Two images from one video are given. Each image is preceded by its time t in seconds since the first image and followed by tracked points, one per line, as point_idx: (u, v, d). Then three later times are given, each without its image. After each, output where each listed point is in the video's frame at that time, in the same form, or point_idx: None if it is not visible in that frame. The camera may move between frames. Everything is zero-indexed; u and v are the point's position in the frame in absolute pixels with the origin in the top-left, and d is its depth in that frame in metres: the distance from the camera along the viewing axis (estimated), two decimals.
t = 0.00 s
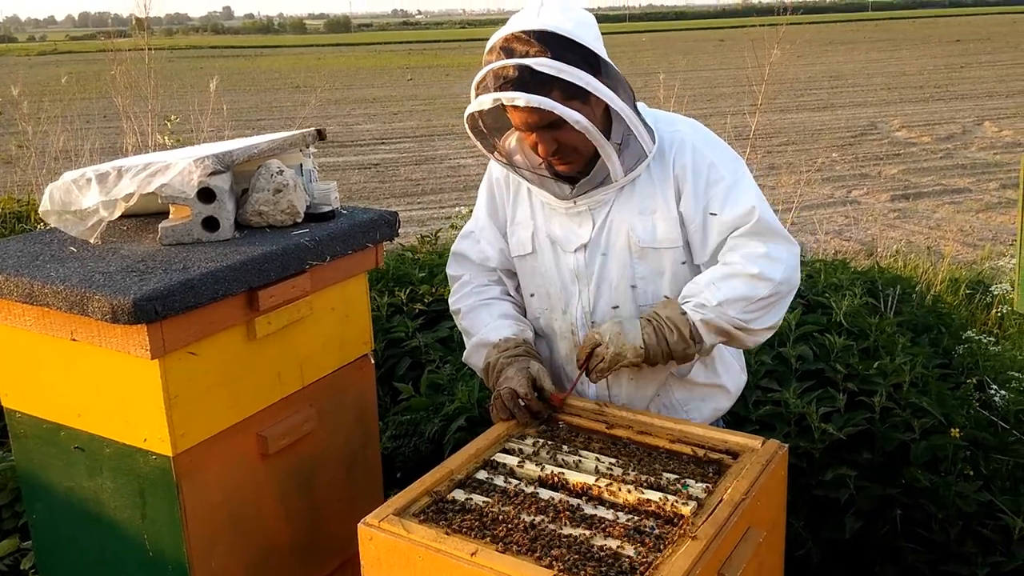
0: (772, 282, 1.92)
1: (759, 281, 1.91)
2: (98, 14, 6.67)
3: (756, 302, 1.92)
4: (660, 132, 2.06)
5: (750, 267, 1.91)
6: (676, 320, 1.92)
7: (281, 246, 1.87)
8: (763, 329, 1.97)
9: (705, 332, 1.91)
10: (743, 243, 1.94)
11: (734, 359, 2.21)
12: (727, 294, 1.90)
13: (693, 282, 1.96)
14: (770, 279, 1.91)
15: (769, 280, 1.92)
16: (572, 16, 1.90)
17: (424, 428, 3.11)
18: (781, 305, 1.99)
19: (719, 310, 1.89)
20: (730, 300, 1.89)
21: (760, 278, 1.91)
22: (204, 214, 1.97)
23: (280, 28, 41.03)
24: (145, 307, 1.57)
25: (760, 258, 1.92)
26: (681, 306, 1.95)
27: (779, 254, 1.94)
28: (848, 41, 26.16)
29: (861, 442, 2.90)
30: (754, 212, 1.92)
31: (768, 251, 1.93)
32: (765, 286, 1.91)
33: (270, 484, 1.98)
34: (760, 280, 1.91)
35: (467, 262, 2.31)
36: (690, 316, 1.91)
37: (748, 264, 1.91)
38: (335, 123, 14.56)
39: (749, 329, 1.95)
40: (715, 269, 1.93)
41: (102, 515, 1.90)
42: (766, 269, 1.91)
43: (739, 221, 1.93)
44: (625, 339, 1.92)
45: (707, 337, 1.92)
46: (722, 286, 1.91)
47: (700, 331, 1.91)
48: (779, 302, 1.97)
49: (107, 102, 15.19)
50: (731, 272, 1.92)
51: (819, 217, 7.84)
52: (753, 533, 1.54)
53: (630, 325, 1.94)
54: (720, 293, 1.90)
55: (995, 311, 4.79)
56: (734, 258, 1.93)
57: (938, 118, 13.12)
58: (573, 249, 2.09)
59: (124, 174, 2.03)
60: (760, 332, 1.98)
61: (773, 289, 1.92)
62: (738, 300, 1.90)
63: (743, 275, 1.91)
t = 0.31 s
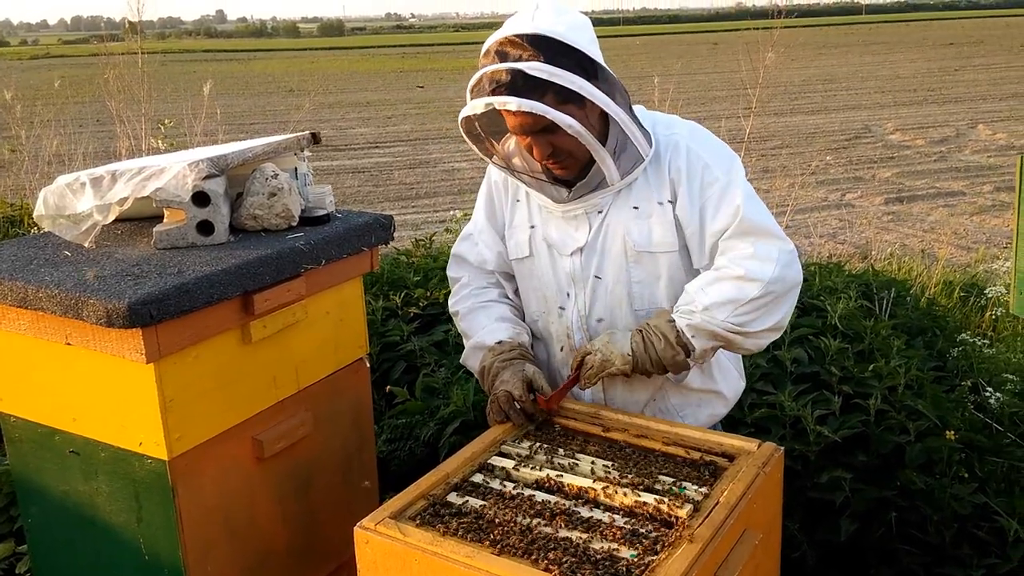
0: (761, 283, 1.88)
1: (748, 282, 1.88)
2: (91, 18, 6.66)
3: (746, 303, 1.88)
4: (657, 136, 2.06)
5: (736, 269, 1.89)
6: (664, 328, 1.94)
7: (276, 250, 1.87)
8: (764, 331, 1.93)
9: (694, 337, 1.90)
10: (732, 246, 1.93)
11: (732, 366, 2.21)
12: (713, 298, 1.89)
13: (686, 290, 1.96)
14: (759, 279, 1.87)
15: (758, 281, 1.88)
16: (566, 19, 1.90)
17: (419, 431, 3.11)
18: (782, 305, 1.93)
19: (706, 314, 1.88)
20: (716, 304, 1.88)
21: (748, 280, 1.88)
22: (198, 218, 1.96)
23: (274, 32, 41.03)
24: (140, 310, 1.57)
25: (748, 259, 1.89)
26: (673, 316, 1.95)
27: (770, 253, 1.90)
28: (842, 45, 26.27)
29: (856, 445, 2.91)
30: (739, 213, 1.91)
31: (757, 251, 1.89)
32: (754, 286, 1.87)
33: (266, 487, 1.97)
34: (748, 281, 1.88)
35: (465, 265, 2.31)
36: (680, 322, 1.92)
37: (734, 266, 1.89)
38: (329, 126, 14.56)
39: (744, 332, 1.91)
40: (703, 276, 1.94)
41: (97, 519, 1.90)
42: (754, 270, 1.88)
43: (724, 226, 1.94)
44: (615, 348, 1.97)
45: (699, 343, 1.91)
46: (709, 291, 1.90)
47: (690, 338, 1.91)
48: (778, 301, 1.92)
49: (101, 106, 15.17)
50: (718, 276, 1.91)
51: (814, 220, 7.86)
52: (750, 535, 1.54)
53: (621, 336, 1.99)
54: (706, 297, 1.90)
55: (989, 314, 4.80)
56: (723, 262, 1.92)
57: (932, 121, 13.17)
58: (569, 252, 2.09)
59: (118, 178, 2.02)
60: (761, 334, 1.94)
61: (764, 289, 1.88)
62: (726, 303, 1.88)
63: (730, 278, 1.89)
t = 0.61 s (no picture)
0: (751, 279, 1.86)
1: (738, 279, 1.87)
2: (86, 20, 6.65)
3: (738, 300, 1.87)
4: (653, 133, 2.06)
5: (726, 266, 1.88)
6: (658, 331, 1.94)
7: (271, 251, 1.87)
8: (759, 327, 1.91)
9: (687, 336, 1.90)
10: (723, 245, 1.93)
11: (730, 367, 2.21)
12: (704, 297, 1.89)
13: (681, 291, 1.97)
14: (749, 274, 1.86)
15: (748, 277, 1.86)
16: (561, 16, 1.89)
17: (416, 432, 3.11)
18: (776, 301, 1.91)
19: (699, 313, 1.88)
20: (708, 303, 1.88)
21: (739, 276, 1.87)
22: (193, 220, 1.96)
23: (269, 32, 40.99)
24: (136, 313, 1.56)
25: (738, 256, 1.89)
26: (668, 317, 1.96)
27: (761, 248, 1.88)
28: (838, 42, 26.27)
29: (853, 443, 2.91)
30: (728, 210, 1.91)
31: (747, 248, 1.89)
32: (744, 283, 1.86)
33: (263, 489, 1.97)
34: (738, 277, 1.87)
35: (465, 264, 2.31)
36: (673, 323, 1.92)
37: (726, 264, 1.89)
38: (324, 127, 14.54)
39: (738, 329, 1.90)
40: (696, 275, 1.94)
41: (94, 522, 1.89)
42: (743, 266, 1.87)
43: (715, 222, 1.94)
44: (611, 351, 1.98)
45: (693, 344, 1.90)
46: (701, 290, 1.91)
47: (683, 338, 1.91)
48: (771, 296, 1.90)
49: (95, 108, 15.15)
50: (710, 275, 1.91)
51: (810, 218, 7.87)
52: (747, 535, 1.54)
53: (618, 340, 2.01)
54: (697, 296, 1.90)
55: (986, 311, 4.81)
56: (715, 261, 1.92)
57: (928, 118, 13.18)
58: (566, 250, 2.09)
59: (112, 179, 2.02)
60: (757, 331, 1.92)
61: (755, 285, 1.86)
62: (717, 301, 1.87)
63: (720, 275, 1.89)
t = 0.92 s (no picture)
0: (743, 277, 1.86)
1: (730, 278, 1.87)
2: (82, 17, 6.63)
3: (731, 299, 1.86)
4: (651, 130, 2.06)
5: (718, 266, 1.88)
6: (654, 333, 1.95)
7: (268, 249, 1.86)
8: (755, 325, 1.90)
9: (683, 338, 1.90)
10: (717, 243, 1.93)
11: (728, 365, 2.20)
12: (698, 298, 1.89)
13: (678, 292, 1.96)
14: (741, 273, 1.86)
15: (741, 275, 1.86)
16: (566, 10, 1.89)
17: (413, 430, 3.10)
18: (771, 298, 1.90)
19: (693, 315, 1.88)
20: (702, 303, 1.88)
21: (731, 276, 1.87)
22: (189, 217, 1.95)
23: (265, 30, 40.92)
24: (131, 310, 1.56)
25: (730, 255, 1.89)
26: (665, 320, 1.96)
27: (754, 246, 1.87)
28: (835, 40, 26.29)
29: (851, 440, 2.91)
30: (725, 207, 1.90)
31: (739, 247, 1.88)
32: (736, 281, 1.86)
33: (260, 487, 1.97)
34: (730, 277, 1.87)
35: (465, 259, 2.29)
36: (669, 326, 1.92)
37: (718, 263, 1.89)
38: (321, 124, 14.52)
39: (734, 329, 1.89)
40: (690, 277, 1.94)
41: (90, 520, 1.89)
42: (735, 265, 1.87)
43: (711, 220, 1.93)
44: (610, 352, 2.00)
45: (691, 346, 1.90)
46: (695, 292, 1.91)
47: (679, 340, 1.91)
48: (766, 294, 1.89)
49: (91, 105, 15.10)
50: (703, 276, 1.91)
51: (807, 216, 7.87)
52: (744, 532, 1.54)
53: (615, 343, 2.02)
54: (691, 297, 1.90)
55: (983, 309, 4.81)
56: (708, 261, 1.92)
57: (925, 117, 13.19)
58: (565, 245, 2.09)
59: (108, 176, 2.01)
60: (754, 330, 1.91)
61: (748, 283, 1.86)
62: (710, 302, 1.87)
63: (713, 275, 1.89)
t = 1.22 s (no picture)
0: (752, 268, 1.85)
1: (738, 268, 1.85)
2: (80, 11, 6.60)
3: (738, 290, 1.85)
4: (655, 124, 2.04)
5: (727, 255, 1.86)
6: (654, 319, 1.91)
7: (268, 243, 1.85)
8: (754, 321, 1.90)
9: (684, 329, 1.89)
10: (723, 234, 1.91)
11: (728, 362, 2.19)
12: (704, 285, 1.86)
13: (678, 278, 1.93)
14: (750, 264, 1.84)
15: (750, 266, 1.85)
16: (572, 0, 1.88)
17: (413, 425, 3.09)
18: (774, 293, 1.90)
19: (698, 301, 1.86)
20: (708, 291, 1.85)
21: (739, 266, 1.85)
22: (189, 211, 1.94)
23: (264, 24, 40.85)
24: (131, 304, 1.55)
25: (738, 245, 1.87)
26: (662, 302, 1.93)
27: (763, 239, 1.86)
28: (834, 34, 26.24)
29: (854, 435, 2.90)
30: (731, 200, 1.89)
31: (748, 238, 1.87)
32: (744, 272, 1.85)
33: (260, 483, 1.95)
34: (739, 267, 1.85)
35: (469, 251, 2.28)
36: (671, 312, 1.89)
37: (727, 252, 1.87)
38: (320, 119, 14.49)
39: (735, 320, 1.88)
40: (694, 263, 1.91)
41: (90, 516, 1.88)
42: (745, 255, 1.85)
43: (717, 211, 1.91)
44: (602, 341, 1.94)
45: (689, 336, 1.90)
46: (700, 278, 1.88)
47: (679, 330, 1.89)
48: (771, 288, 1.89)
49: (90, 100, 15.07)
50: (709, 263, 1.88)
51: (807, 210, 7.86)
52: (749, 528, 1.53)
53: (607, 327, 1.96)
54: (697, 284, 1.87)
55: (984, 304, 4.80)
56: (714, 249, 1.90)
57: (925, 111, 13.16)
58: (567, 237, 2.07)
59: (108, 170, 1.99)
60: (750, 325, 1.90)
61: (755, 275, 1.85)
62: (717, 290, 1.85)
63: (721, 264, 1.86)
